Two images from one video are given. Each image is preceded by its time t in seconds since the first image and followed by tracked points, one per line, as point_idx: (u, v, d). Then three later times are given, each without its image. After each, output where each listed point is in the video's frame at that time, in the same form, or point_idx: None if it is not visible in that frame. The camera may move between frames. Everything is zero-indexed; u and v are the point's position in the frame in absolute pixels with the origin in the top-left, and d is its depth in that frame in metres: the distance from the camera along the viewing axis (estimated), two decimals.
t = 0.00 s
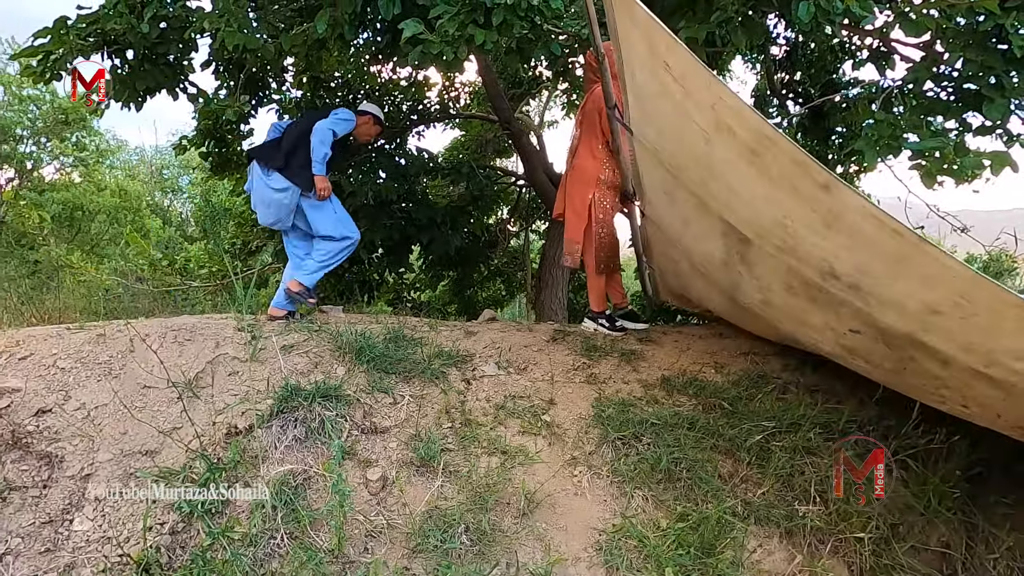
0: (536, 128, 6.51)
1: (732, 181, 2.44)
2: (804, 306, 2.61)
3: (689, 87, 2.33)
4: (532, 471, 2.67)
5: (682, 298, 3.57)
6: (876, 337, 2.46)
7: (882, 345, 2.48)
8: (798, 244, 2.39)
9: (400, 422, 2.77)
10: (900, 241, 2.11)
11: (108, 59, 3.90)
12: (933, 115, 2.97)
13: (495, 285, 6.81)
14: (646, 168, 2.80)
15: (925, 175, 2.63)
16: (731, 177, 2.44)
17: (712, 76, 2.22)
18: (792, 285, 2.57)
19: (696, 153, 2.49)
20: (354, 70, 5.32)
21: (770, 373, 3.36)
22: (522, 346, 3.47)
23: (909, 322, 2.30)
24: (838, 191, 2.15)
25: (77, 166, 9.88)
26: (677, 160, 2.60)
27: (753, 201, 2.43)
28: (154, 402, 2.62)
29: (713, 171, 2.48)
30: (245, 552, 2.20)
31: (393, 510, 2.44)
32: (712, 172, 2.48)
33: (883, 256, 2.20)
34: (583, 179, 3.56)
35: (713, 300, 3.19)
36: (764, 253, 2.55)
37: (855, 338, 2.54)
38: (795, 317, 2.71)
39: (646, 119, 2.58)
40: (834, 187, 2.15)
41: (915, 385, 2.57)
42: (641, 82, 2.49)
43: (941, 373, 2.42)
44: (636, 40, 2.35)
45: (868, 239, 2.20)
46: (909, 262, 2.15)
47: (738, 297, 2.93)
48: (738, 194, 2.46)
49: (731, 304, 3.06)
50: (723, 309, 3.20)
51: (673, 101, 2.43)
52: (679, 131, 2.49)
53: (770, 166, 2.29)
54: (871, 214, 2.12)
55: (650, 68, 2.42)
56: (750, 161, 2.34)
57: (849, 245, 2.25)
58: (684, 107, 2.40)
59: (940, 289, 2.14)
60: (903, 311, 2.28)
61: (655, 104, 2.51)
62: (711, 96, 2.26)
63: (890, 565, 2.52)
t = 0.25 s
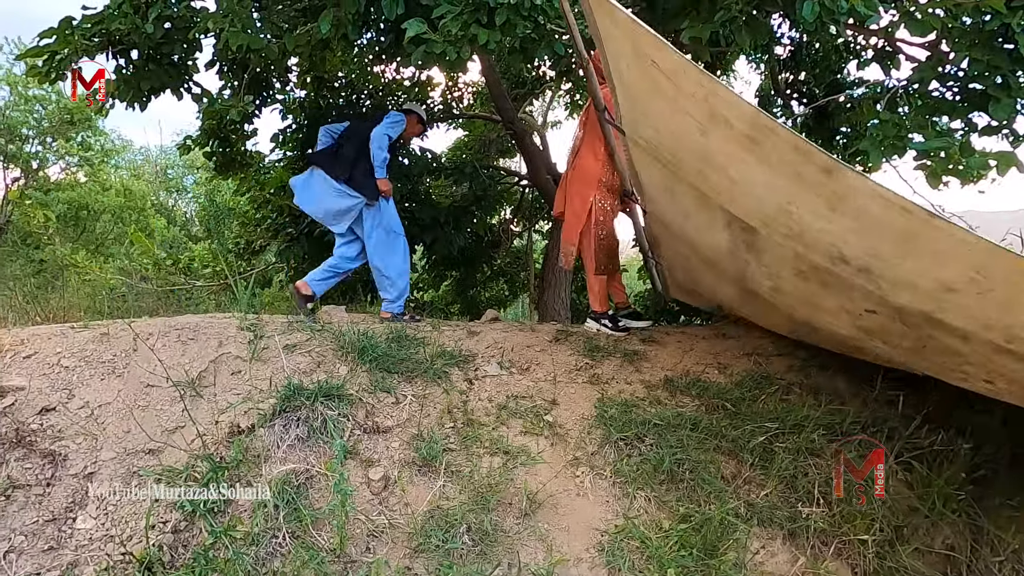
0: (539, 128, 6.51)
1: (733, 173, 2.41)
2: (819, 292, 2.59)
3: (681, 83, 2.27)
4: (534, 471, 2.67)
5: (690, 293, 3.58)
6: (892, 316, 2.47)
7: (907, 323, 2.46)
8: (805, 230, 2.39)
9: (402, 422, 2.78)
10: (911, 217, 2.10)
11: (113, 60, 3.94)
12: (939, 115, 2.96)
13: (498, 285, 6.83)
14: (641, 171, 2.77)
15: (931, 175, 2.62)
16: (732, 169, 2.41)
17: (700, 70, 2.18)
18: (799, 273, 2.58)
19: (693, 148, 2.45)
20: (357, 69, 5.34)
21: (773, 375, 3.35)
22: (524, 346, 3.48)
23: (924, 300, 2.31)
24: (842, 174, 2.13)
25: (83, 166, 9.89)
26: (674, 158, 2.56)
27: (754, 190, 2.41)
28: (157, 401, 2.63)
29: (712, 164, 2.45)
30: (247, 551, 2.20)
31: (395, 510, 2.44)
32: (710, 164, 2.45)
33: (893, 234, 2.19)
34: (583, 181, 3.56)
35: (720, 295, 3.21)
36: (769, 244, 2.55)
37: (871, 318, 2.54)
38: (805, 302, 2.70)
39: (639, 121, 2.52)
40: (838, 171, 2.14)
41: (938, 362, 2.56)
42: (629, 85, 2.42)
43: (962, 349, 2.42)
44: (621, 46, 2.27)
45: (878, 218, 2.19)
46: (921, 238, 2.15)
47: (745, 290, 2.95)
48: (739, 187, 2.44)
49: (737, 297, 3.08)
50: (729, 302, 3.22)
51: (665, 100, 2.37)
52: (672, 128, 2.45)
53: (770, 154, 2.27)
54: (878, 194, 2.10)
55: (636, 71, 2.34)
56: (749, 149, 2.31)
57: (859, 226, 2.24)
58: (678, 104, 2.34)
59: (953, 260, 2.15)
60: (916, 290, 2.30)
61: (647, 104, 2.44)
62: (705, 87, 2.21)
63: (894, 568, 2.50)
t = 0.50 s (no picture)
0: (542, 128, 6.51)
1: (730, 152, 2.39)
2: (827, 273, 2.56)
3: (671, 62, 2.26)
4: (536, 471, 2.67)
5: (701, 284, 3.53)
6: (904, 293, 2.41)
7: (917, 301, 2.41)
8: (806, 205, 2.35)
9: (404, 421, 2.78)
10: (916, 175, 2.02)
11: (116, 59, 3.95)
12: (943, 116, 2.98)
13: (500, 285, 6.84)
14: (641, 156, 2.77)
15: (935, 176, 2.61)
16: (728, 146, 2.38)
17: (690, 49, 2.17)
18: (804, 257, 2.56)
19: (688, 130, 2.44)
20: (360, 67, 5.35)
21: (776, 376, 3.35)
22: (526, 346, 3.48)
23: (933, 270, 2.25)
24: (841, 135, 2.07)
25: (86, 165, 9.91)
26: (672, 141, 2.55)
27: (753, 167, 2.37)
28: (159, 400, 2.63)
29: (709, 143, 2.42)
30: (248, 550, 2.21)
31: (396, 509, 2.44)
32: (706, 146, 2.44)
33: (900, 198, 2.12)
34: (584, 180, 3.56)
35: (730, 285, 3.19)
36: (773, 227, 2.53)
37: (882, 297, 2.49)
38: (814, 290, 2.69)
39: (634, 104, 2.53)
40: (837, 136, 2.09)
41: (954, 340, 2.52)
42: (621, 67, 2.43)
43: (977, 322, 2.36)
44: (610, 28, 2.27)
45: (882, 183, 2.12)
46: (928, 199, 2.07)
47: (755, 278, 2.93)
48: (737, 164, 2.41)
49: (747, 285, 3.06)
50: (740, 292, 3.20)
51: (658, 80, 2.37)
52: (667, 111, 2.45)
53: (764, 128, 2.22)
54: (880, 152, 2.02)
55: (629, 56, 2.36)
56: (742, 126, 2.28)
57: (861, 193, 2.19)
58: (670, 83, 2.33)
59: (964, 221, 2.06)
60: (926, 258, 2.22)
61: (640, 85, 2.44)
62: (694, 65, 2.20)
63: (897, 570, 2.48)
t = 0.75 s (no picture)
0: (544, 128, 6.52)
1: (741, 110, 2.36)
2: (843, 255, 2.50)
3: (677, 17, 2.28)
4: (537, 471, 2.67)
5: (712, 279, 3.39)
6: (912, 282, 2.42)
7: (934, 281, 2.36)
8: (820, 161, 2.30)
9: (405, 421, 2.78)
10: (938, 113, 2.01)
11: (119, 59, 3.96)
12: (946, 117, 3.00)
13: (501, 285, 6.86)
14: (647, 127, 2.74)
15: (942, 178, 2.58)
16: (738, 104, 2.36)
17: None
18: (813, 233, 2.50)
19: (697, 89, 2.42)
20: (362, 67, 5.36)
21: (778, 377, 3.35)
22: (527, 346, 3.48)
23: (955, 230, 2.19)
24: (860, 74, 2.06)
25: (90, 164, 9.93)
26: (680, 105, 2.52)
27: (765, 123, 2.34)
28: (161, 399, 2.64)
29: (720, 103, 2.40)
30: (250, 549, 2.21)
31: (397, 509, 2.44)
32: (716, 106, 2.41)
33: (920, 144, 2.09)
34: (585, 177, 3.56)
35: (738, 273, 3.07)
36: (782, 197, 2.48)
37: (894, 278, 2.43)
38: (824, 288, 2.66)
39: (639, 68, 2.52)
40: (855, 74, 2.07)
41: (970, 325, 2.43)
42: (625, 32, 2.44)
43: (997, 304, 2.31)
44: None
45: (902, 129, 2.09)
46: (951, 142, 2.04)
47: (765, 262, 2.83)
48: (748, 123, 2.37)
49: (755, 273, 2.95)
50: (749, 283, 3.09)
51: (663, 39, 2.38)
52: (672, 72, 2.45)
53: (777, 76, 2.21)
54: (901, 88, 2.01)
55: (633, 15, 2.37)
56: (755, 74, 2.25)
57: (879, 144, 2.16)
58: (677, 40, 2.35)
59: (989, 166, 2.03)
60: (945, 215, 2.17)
61: (643, 47, 2.45)
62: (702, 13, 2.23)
63: (898, 571, 2.49)
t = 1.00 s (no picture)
0: (546, 129, 6.54)
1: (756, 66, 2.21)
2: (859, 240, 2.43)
3: None
4: (538, 472, 2.67)
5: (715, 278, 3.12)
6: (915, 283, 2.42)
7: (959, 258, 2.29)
8: (839, 120, 2.18)
9: (407, 421, 2.79)
10: (969, 54, 1.98)
11: (123, 59, 3.97)
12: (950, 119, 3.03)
13: (504, 285, 7.01)
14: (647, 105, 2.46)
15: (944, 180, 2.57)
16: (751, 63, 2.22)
17: None
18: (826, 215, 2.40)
19: (708, 50, 2.26)
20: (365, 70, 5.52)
21: (779, 378, 3.35)
22: (529, 346, 3.50)
23: (985, 186, 2.10)
24: (884, 14, 2.02)
25: (93, 164, 9.96)
26: (687, 70, 2.32)
27: (780, 82, 2.20)
28: (164, 398, 2.64)
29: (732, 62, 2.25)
30: (252, 548, 2.21)
31: (399, 509, 2.45)
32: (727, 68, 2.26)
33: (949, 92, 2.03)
34: (586, 179, 3.57)
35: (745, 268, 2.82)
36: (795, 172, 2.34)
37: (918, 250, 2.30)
38: (827, 291, 2.64)
39: (641, 33, 2.30)
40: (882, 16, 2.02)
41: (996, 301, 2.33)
42: None
43: None
44: None
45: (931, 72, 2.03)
46: (985, 86, 1.99)
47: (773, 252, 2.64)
48: (763, 84, 2.24)
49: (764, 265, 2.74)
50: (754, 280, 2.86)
51: None
52: (677, 37, 2.26)
53: (795, 26, 2.11)
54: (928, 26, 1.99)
55: None
56: (772, 26, 2.14)
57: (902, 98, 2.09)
58: None
59: None
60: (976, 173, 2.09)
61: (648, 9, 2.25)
62: None
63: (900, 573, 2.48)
